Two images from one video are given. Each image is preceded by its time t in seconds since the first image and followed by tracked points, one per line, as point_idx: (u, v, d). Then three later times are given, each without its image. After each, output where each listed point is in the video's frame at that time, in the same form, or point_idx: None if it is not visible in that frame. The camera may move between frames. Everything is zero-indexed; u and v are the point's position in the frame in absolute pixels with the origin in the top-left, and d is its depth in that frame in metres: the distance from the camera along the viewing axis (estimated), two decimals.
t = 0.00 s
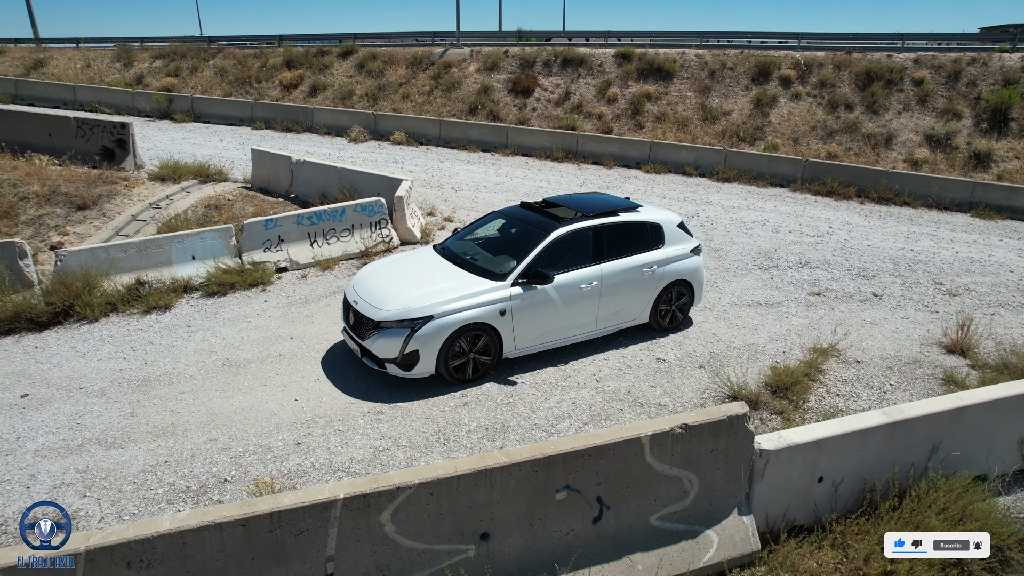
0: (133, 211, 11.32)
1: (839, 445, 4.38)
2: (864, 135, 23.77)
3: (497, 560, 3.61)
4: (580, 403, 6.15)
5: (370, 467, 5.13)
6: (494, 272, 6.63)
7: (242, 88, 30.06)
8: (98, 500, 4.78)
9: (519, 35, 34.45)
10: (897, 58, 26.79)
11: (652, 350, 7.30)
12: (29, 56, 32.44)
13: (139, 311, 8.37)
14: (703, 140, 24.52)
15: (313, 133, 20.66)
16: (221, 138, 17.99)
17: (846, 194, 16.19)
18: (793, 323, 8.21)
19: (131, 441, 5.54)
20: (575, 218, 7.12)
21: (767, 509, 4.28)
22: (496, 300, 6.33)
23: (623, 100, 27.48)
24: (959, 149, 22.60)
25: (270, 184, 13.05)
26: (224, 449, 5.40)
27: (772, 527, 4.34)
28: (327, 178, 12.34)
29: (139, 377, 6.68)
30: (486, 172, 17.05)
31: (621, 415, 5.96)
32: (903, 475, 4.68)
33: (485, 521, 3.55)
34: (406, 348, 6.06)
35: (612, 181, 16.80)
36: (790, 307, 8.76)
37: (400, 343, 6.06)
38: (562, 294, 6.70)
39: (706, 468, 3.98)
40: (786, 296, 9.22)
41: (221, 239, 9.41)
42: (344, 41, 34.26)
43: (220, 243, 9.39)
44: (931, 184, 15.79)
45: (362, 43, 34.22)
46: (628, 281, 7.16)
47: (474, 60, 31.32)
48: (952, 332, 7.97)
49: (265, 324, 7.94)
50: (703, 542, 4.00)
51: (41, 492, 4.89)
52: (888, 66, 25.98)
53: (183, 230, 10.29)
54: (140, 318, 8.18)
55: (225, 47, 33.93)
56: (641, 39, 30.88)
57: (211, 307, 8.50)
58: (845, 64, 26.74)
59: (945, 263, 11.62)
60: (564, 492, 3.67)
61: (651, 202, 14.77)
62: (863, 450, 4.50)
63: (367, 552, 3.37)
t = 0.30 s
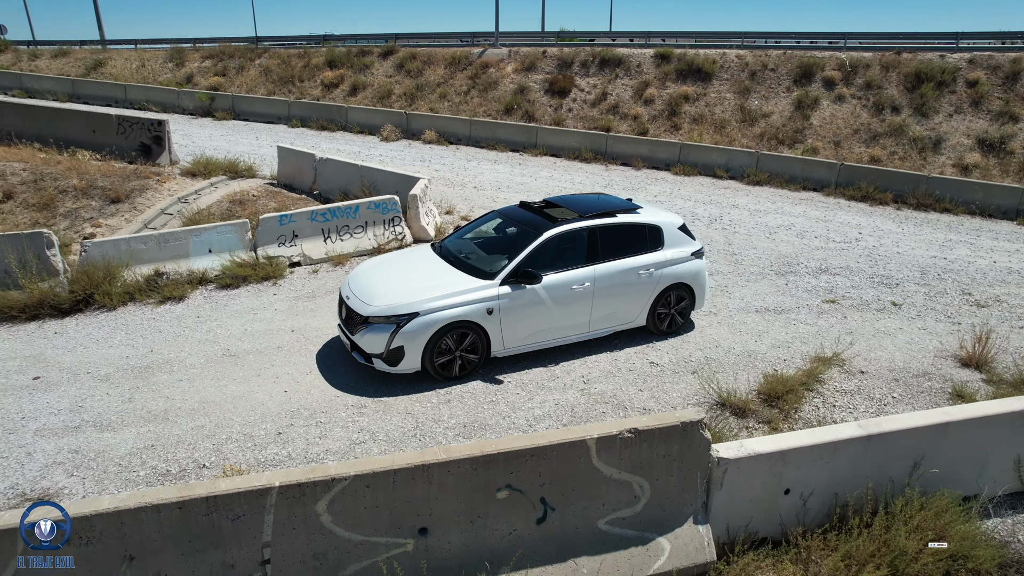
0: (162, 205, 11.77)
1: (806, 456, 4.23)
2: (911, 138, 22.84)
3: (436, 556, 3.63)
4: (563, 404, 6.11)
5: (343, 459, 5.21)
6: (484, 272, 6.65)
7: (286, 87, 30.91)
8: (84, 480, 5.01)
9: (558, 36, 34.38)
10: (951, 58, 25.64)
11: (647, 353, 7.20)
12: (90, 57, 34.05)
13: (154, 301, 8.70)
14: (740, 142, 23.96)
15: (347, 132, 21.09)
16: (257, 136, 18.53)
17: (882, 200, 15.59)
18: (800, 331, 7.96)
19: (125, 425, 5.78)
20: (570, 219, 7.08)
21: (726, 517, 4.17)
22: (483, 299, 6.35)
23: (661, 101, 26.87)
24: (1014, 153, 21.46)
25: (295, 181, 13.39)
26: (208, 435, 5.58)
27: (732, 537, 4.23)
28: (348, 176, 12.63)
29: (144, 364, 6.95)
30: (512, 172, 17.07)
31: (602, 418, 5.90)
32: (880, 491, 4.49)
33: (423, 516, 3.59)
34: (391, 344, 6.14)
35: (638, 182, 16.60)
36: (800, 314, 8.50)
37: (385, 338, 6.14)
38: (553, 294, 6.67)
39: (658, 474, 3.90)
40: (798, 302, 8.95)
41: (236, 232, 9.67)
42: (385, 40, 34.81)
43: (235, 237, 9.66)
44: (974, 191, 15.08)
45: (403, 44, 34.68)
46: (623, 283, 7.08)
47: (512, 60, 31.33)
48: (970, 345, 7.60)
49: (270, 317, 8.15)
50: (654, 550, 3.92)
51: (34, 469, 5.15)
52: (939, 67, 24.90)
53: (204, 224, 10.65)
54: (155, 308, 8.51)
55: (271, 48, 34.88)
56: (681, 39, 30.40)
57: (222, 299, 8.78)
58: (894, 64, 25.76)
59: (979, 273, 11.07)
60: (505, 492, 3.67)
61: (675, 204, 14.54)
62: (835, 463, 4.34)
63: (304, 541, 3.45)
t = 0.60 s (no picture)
0: (190, 200, 12.20)
1: (769, 468, 4.10)
2: (961, 143, 21.82)
3: (378, 549, 3.68)
4: (546, 406, 6.09)
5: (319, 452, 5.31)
6: (475, 272, 6.68)
7: (327, 87, 31.64)
8: (74, 461, 5.24)
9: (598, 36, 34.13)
10: (1009, 58, 24.38)
11: (641, 358, 7.09)
12: (146, 58, 35.52)
13: (170, 293, 9.04)
14: (779, 145, 23.31)
15: (380, 131, 21.44)
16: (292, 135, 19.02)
17: (921, 206, 14.95)
18: (806, 339, 7.72)
19: (121, 410, 6.02)
20: (564, 220, 7.04)
21: (681, 527, 4.08)
22: (471, 299, 6.37)
23: (699, 103, 26.25)
24: None
25: (319, 179, 13.70)
26: (196, 423, 5.76)
27: (688, 547, 4.13)
28: (369, 174, 12.88)
29: (150, 352, 7.22)
30: (537, 173, 17.05)
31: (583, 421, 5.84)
32: (851, 508, 4.32)
33: (364, 510, 3.63)
34: (378, 340, 6.23)
35: (664, 185, 16.36)
36: (809, 322, 8.24)
37: (372, 335, 6.24)
38: (543, 295, 6.65)
39: (607, 480, 3.85)
40: (810, 310, 8.67)
41: (252, 228, 9.95)
42: (426, 41, 35.20)
43: (252, 233, 9.94)
44: (1021, 199, 14.30)
45: (443, 45, 34.99)
46: (617, 286, 7.00)
47: (550, 61, 31.20)
48: (988, 361, 7.22)
49: (276, 310, 8.36)
50: (601, 556, 3.87)
51: (30, 449, 5.41)
52: (996, 68, 23.70)
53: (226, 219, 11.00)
54: (170, 300, 8.83)
55: (315, 49, 35.72)
56: (723, 40, 29.81)
57: (235, 292, 9.05)
58: (946, 66, 24.67)
59: (1015, 285, 10.49)
60: (447, 490, 3.69)
61: (699, 207, 14.28)
62: (801, 476, 4.19)
63: (246, 529, 3.54)
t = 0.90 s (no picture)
0: (217, 197, 12.62)
1: (725, 479, 3.99)
2: (1016, 148, 20.73)
3: (321, 542, 3.74)
4: (528, 408, 6.07)
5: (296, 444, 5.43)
6: (466, 272, 6.70)
7: (368, 88, 32.22)
8: (66, 443, 5.49)
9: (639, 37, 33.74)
10: None
11: (633, 363, 7.00)
12: (198, 59, 36.81)
13: (186, 285, 9.35)
14: (819, 149, 22.60)
15: (412, 131, 21.72)
16: (325, 134, 19.45)
17: (962, 214, 14.26)
18: (810, 349, 7.47)
19: (119, 397, 6.27)
20: (558, 221, 7.02)
21: (633, 536, 4.01)
22: (459, 298, 6.40)
23: (738, 105, 25.62)
24: None
25: (344, 178, 13.98)
26: (186, 412, 5.95)
27: (641, 556, 4.07)
28: (390, 174, 13.09)
29: (157, 342, 7.50)
30: (563, 174, 16.98)
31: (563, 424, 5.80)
32: (816, 524, 4.17)
33: (308, 502, 3.70)
34: (365, 337, 6.31)
35: (691, 187, 16.06)
36: (817, 331, 7.97)
37: (360, 331, 6.32)
38: (533, 297, 6.63)
39: (552, 483, 3.82)
40: (822, 319, 8.38)
41: (269, 224, 10.25)
42: (466, 42, 35.46)
43: (268, 229, 10.24)
44: None
45: (483, 46, 35.15)
46: (610, 289, 6.92)
47: (588, 62, 30.86)
48: (1004, 377, 6.85)
49: (283, 305, 8.57)
50: (546, 560, 3.84)
51: (29, 430, 5.69)
52: None
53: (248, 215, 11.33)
54: (185, 292, 9.14)
55: (358, 50, 36.39)
56: (766, 41, 29.11)
57: (247, 286, 9.31)
58: (1003, 67, 23.48)
59: None
60: (389, 486, 3.72)
61: (724, 210, 13.97)
62: (760, 490, 4.06)
63: (192, 515, 3.63)
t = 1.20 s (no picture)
0: (245, 194, 13.01)
1: (678, 492, 3.88)
2: None
3: (269, 535, 3.80)
4: (510, 411, 6.04)
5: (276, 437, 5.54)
6: (459, 272, 6.70)
7: (409, 89, 32.67)
8: (64, 428, 5.75)
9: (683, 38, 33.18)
10: None
11: (626, 369, 6.88)
12: (249, 60, 37.95)
13: (204, 280, 9.67)
14: (864, 154, 21.76)
15: (446, 132, 21.91)
16: (359, 134, 19.81)
17: (1009, 224, 13.49)
18: (816, 361, 7.20)
19: (121, 385, 6.54)
20: (554, 224, 6.97)
21: (583, 545, 3.93)
22: (448, 299, 6.42)
23: (780, 109, 24.90)
24: None
25: (369, 177, 14.22)
26: (180, 402, 6.14)
27: (592, 567, 3.98)
28: (412, 174, 13.26)
29: (167, 333, 7.77)
30: (590, 176, 16.83)
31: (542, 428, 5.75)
32: (777, 543, 4.01)
33: (256, 494, 3.78)
34: (355, 334, 6.40)
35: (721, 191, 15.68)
36: (827, 342, 7.67)
37: (350, 329, 6.41)
38: (523, 299, 6.59)
39: (498, 487, 3.81)
40: (835, 329, 8.06)
41: (287, 222, 10.50)
42: (508, 43, 35.53)
43: (286, 226, 10.49)
44: None
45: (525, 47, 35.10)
46: (605, 294, 6.83)
47: (629, 64, 30.17)
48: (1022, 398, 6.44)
49: (291, 300, 8.76)
50: (491, 565, 3.82)
51: (34, 414, 5.99)
52: None
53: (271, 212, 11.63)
54: (202, 286, 9.46)
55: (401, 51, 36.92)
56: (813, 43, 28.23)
57: (261, 281, 9.57)
58: None
59: None
60: (334, 482, 3.77)
61: (751, 215, 13.59)
62: (717, 504, 3.93)
63: (146, 501, 3.75)
